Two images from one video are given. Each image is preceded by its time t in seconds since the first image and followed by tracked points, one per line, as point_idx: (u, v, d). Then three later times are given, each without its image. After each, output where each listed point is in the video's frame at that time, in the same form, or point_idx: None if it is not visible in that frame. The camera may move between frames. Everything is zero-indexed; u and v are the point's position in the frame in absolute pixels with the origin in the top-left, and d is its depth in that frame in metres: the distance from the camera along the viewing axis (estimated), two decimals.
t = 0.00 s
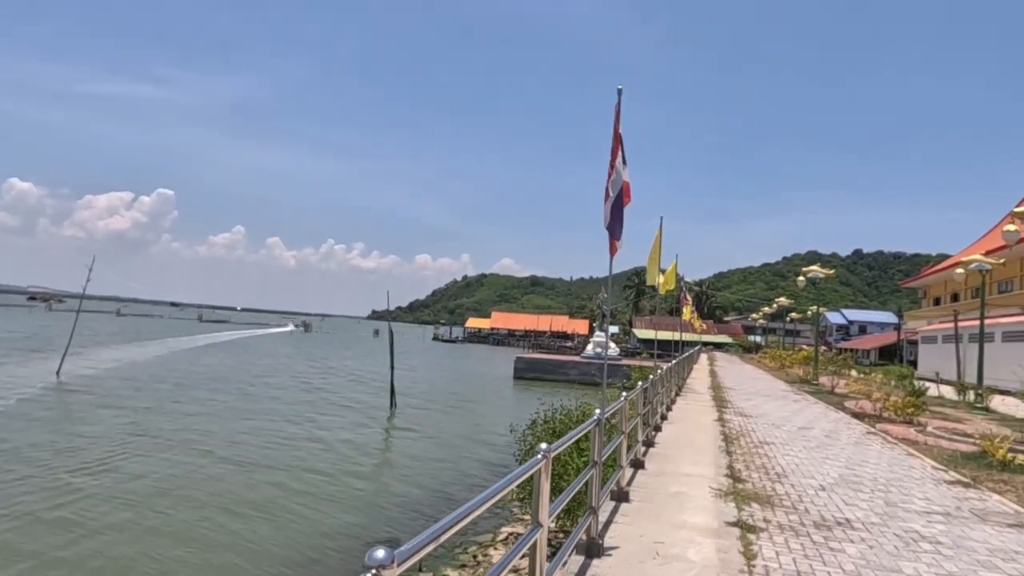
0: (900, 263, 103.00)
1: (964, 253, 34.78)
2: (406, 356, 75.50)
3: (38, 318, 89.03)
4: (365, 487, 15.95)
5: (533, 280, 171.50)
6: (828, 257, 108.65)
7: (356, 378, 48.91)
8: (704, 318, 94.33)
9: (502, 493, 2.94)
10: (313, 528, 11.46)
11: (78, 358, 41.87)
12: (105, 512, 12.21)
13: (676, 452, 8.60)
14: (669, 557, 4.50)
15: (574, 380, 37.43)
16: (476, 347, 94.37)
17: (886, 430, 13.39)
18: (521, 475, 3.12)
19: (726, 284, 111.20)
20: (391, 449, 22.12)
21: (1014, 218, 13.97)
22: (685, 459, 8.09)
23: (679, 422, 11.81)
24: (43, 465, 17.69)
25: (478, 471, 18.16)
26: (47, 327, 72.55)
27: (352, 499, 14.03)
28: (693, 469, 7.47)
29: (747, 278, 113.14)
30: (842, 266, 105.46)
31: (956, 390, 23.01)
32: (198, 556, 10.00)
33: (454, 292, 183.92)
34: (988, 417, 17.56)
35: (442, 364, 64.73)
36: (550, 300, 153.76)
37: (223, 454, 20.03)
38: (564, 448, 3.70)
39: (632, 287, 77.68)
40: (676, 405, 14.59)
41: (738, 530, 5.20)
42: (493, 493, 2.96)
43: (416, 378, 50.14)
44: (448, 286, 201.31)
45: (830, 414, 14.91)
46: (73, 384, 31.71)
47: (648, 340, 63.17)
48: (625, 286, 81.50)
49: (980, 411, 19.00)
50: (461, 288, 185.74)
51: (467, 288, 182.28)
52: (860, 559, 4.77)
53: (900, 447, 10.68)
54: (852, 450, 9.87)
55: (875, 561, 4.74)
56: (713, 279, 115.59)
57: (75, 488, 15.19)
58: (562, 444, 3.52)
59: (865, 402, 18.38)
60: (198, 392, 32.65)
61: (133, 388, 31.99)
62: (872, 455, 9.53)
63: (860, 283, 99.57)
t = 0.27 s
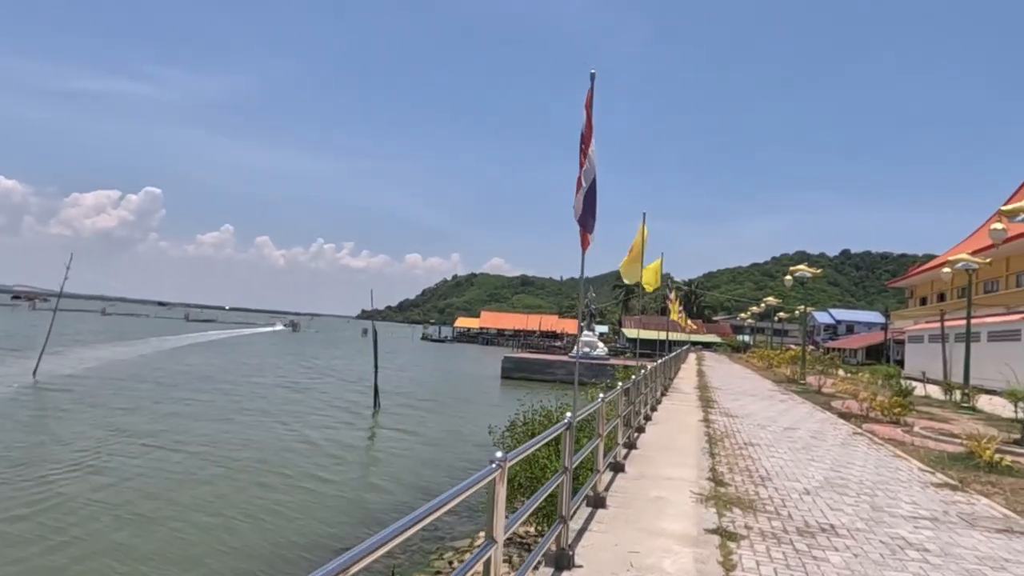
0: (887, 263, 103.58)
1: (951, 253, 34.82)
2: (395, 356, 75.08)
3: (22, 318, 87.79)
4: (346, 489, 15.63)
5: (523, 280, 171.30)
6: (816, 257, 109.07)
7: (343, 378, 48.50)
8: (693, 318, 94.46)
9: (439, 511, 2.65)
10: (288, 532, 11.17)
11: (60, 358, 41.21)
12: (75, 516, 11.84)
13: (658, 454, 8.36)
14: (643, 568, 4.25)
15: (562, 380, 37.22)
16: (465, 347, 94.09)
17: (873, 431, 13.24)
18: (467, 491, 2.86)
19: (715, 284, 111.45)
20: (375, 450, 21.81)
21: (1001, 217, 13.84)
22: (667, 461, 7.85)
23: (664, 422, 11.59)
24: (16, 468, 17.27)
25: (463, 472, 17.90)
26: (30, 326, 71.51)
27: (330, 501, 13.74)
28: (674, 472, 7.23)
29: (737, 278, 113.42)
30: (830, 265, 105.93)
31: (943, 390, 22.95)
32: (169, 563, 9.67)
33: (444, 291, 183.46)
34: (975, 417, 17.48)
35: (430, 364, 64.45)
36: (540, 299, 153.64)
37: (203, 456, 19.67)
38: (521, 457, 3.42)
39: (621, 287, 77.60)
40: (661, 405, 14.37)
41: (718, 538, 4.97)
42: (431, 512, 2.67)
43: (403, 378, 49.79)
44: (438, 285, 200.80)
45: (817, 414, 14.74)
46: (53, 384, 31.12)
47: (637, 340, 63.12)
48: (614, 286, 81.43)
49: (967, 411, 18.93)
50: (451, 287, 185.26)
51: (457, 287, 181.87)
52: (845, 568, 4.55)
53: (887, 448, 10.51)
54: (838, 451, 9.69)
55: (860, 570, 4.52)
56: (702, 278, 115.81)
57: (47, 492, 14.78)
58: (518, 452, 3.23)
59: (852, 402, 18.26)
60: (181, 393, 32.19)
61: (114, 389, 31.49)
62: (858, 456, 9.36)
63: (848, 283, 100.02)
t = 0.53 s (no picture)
0: (875, 263, 104.20)
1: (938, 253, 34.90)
2: (384, 356, 74.64)
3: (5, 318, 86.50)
4: (329, 491, 15.33)
5: (513, 280, 171.10)
6: (805, 257, 109.57)
7: (331, 378, 48.08)
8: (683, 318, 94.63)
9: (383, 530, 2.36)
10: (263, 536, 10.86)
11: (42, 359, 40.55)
12: (48, 521, 11.51)
13: (644, 456, 8.13)
14: None
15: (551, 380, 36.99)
16: (455, 347, 93.78)
17: (861, 432, 13.11)
18: (424, 503, 2.59)
19: (704, 284, 111.67)
20: (361, 451, 21.50)
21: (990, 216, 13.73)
22: (651, 465, 7.64)
23: (650, 424, 11.38)
24: None
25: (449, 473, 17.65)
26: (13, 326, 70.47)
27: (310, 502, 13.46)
28: (658, 476, 7.01)
29: (726, 279, 113.75)
30: (819, 266, 106.48)
31: (930, 390, 22.90)
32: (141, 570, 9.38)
33: (435, 291, 183.08)
34: (962, 418, 17.40)
35: (419, 364, 64.08)
36: (531, 299, 153.54)
37: (182, 457, 19.27)
38: (483, 466, 3.15)
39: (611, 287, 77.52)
40: (648, 407, 14.16)
41: (700, 547, 4.75)
42: (376, 528, 2.39)
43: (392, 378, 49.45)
44: (428, 286, 200.20)
45: (804, 415, 14.59)
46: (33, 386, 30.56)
47: (627, 340, 63.05)
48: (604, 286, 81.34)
49: (954, 410, 18.87)
50: (441, 287, 184.89)
51: (448, 287, 181.35)
52: None
53: (876, 450, 10.36)
54: (826, 453, 9.52)
55: None
56: (692, 279, 116.11)
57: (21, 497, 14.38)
58: (479, 464, 2.94)
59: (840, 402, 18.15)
60: (163, 394, 31.69)
61: (95, 390, 30.95)
62: (846, 458, 9.19)
63: (836, 283, 100.49)
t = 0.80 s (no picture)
0: (864, 263, 104.66)
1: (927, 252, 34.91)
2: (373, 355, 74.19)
3: None
4: (311, 490, 15.03)
5: (504, 279, 170.72)
6: (794, 257, 109.95)
7: (319, 377, 47.65)
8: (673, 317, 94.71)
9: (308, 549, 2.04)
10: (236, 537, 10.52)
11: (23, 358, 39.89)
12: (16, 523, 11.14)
13: (627, 458, 7.88)
14: None
15: (540, 379, 36.77)
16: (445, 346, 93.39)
17: (850, 432, 12.95)
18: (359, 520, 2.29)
19: (695, 283, 111.75)
20: (345, 450, 21.19)
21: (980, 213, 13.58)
22: (634, 467, 7.40)
23: (636, 424, 11.15)
24: None
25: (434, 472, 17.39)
26: None
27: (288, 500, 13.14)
28: (641, 480, 6.77)
29: (717, 278, 113.97)
30: (808, 266, 106.86)
31: (919, 389, 22.83)
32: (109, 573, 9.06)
33: (426, 290, 182.45)
34: (951, 417, 17.28)
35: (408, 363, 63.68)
36: (522, 298, 153.33)
37: (161, 457, 18.84)
38: (434, 478, 2.84)
39: (601, 286, 77.37)
40: (635, 406, 13.93)
41: (681, 555, 4.51)
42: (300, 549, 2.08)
43: (380, 377, 49.08)
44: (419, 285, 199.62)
45: (792, 415, 14.40)
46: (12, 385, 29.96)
47: (617, 339, 62.94)
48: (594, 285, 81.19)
49: (942, 410, 18.78)
50: (432, 286, 184.29)
51: (439, 286, 180.80)
52: None
53: (864, 450, 10.18)
54: (814, 454, 9.33)
55: None
56: (683, 278, 116.24)
57: None
58: (425, 477, 2.64)
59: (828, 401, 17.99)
60: (145, 394, 31.13)
61: (76, 390, 30.42)
62: (835, 459, 8.99)
63: (825, 283, 100.87)
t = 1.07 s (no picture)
0: (855, 263, 104.87)
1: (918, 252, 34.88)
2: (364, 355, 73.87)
3: None
4: (295, 491, 14.80)
5: (497, 279, 170.45)
6: (787, 257, 110.12)
7: (309, 377, 47.35)
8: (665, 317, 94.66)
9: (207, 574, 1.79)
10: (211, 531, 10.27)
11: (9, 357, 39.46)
12: None
13: (610, 462, 7.66)
14: None
15: (531, 379, 36.57)
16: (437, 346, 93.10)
17: (839, 433, 12.79)
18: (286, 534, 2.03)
19: (687, 283, 111.79)
20: (332, 451, 20.93)
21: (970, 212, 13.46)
22: (616, 471, 7.19)
23: (621, 425, 10.95)
24: None
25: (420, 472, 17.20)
26: None
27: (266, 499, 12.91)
28: (622, 484, 6.55)
29: (709, 278, 114.04)
30: (801, 266, 107.03)
31: (910, 389, 22.73)
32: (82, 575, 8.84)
33: (419, 290, 181.96)
34: (941, 417, 17.17)
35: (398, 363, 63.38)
36: (515, 298, 153.11)
37: (141, 456, 18.55)
38: (376, 489, 2.59)
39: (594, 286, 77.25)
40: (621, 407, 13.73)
41: (659, 566, 4.30)
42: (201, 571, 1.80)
43: (371, 377, 48.80)
44: (413, 285, 199.14)
45: (781, 416, 14.24)
46: None
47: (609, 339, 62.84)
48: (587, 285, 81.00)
49: (932, 410, 18.68)
50: (425, 286, 183.84)
51: (432, 286, 180.35)
52: None
53: (853, 452, 10.00)
54: (801, 455, 9.17)
55: None
56: (676, 278, 116.26)
57: None
58: (366, 486, 2.39)
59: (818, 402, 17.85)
60: (130, 394, 30.76)
61: (61, 390, 30.07)
62: (822, 461, 8.82)
63: (817, 283, 101.03)
